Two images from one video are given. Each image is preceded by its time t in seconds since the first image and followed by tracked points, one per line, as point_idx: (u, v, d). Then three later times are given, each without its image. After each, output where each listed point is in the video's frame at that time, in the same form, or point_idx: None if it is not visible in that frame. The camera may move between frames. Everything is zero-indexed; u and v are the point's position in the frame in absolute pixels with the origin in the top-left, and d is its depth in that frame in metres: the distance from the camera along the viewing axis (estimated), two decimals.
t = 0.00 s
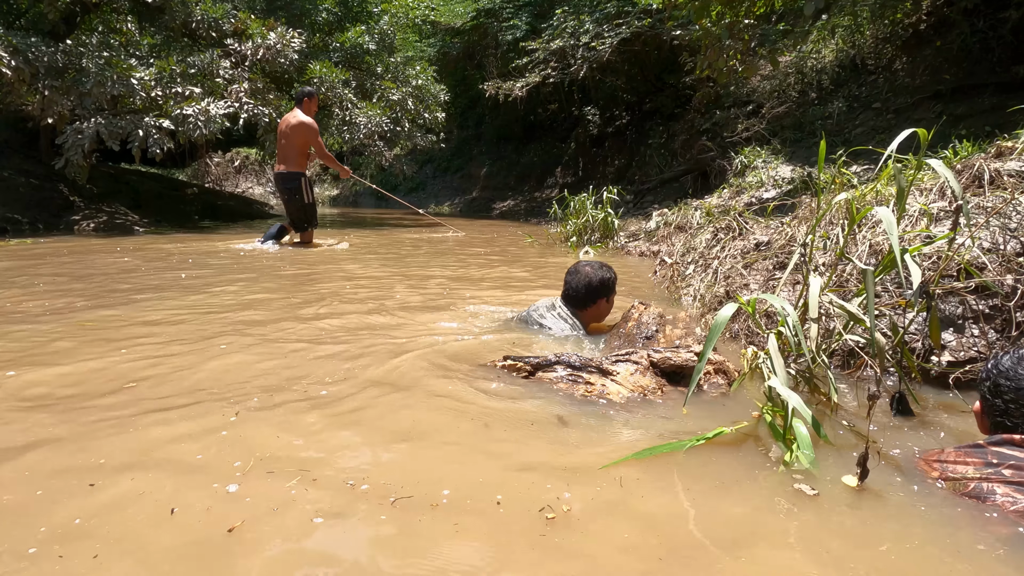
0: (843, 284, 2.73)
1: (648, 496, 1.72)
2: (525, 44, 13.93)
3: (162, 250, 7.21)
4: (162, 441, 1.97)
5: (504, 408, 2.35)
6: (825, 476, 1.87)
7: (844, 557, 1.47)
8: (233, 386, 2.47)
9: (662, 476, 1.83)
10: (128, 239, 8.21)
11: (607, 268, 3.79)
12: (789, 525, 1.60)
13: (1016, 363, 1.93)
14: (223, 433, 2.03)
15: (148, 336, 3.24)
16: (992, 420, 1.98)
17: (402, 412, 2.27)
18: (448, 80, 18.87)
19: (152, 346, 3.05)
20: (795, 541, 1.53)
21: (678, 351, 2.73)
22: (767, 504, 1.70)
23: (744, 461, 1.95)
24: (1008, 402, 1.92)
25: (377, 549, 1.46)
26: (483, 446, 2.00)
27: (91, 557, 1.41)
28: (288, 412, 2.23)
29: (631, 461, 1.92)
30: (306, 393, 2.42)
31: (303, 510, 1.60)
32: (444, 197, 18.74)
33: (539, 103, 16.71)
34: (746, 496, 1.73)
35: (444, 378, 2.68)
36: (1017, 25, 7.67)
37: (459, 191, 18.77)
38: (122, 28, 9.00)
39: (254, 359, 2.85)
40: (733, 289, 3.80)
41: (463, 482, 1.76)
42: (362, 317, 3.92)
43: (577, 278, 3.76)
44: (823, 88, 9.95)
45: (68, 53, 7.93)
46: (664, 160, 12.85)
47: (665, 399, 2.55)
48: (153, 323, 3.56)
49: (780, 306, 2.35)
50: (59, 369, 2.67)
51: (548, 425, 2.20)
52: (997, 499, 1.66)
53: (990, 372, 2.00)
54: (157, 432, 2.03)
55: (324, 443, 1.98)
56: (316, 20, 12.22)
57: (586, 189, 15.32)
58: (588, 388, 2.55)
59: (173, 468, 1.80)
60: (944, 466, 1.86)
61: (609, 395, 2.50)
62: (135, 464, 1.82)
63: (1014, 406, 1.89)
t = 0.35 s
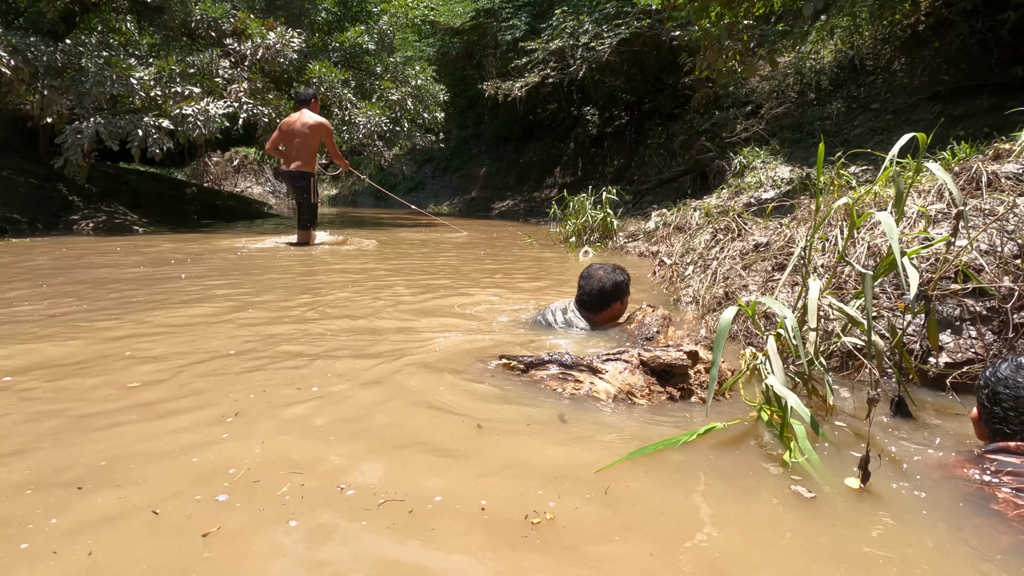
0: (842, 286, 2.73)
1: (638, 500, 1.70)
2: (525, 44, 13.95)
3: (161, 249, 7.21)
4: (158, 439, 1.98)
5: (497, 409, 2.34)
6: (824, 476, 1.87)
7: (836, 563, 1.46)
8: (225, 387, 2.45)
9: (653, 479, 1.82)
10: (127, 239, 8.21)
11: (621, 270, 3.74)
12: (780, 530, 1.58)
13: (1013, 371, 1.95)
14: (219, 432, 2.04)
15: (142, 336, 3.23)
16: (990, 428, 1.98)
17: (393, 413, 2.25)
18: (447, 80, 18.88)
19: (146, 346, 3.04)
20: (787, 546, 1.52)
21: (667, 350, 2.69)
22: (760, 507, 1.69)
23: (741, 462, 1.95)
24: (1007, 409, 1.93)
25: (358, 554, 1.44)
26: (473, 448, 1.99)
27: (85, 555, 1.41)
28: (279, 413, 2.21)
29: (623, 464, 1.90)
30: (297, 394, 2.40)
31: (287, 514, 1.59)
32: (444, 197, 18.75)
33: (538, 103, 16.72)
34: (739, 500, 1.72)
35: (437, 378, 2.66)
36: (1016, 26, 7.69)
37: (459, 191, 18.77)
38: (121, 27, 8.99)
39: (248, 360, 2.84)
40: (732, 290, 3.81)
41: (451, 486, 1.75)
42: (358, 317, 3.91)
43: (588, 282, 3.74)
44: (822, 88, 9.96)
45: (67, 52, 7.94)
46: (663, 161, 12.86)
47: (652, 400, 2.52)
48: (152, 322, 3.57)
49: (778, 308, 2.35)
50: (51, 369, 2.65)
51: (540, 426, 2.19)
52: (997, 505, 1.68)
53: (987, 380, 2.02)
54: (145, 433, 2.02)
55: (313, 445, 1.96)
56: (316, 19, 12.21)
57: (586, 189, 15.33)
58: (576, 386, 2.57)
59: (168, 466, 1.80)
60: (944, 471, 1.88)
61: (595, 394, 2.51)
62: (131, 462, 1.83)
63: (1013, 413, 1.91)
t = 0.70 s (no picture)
0: (833, 285, 2.75)
1: (619, 502, 1.69)
2: (522, 44, 13.97)
3: (156, 248, 7.21)
4: (146, 435, 1.99)
5: (485, 408, 2.34)
6: (813, 474, 1.89)
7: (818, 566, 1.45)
8: (212, 386, 2.44)
9: (637, 480, 1.81)
10: (122, 238, 8.20)
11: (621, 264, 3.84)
12: (760, 532, 1.57)
13: (1000, 369, 1.99)
14: (207, 428, 2.04)
15: (132, 335, 3.22)
16: (978, 424, 2.00)
17: (379, 411, 2.24)
18: (444, 80, 18.88)
19: (136, 345, 3.03)
20: (768, 548, 1.50)
21: (658, 348, 2.74)
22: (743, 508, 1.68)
23: (730, 460, 1.96)
24: (995, 407, 1.95)
25: (332, 554, 1.43)
26: (458, 449, 1.97)
27: (69, 549, 1.42)
28: (265, 411, 2.20)
29: (608, 465, 1.89)
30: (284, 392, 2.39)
31: (260, 514, 1.57)
32: (440, 196, 18.77)
33: (535, 103, 16.73)
34: (721, 501, 1.71)
35: (427, 377, 2.65)
36: (1010, 29, 7.73)
37: (455, 191, 18.77)
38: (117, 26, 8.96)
39: (238, 358, 2.83)
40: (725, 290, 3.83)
41: (432, 485, 1.74)
42: (351, 315, 3.91)
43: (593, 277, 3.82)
44: (817, 89, 9.99)
45: (61, 51, 7.91)
46: (659, 161, 12.89)
47: (643, 394, 2.56)
48: (145, 320, 3.58)
49: (769, 308, 2.37)
50: (40, 368, 2.65)
51: (526, 425, 2.19)
52: (987, 501, 1.69)
53: (975, 379, 2.04)
54: (129, 430, 2.02)
55: (296, 445, 1.95)
56: (312, 19, 12.19)
57: (582, 189, 15.34)
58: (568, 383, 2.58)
59: (155, 462, 1.81)
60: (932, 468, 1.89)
61: (586, 390, 2.53)
62: (119, 457, 1.83)
63: (1002, 411, 1.92)
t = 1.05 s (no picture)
0: (822, 284, 2.77)
1: (599, 505, 1.68)
2: (517, 44, 13.99)
3: (148, 247, 7.19)
4: (132, 434, 1.98)
5: (474, 407, 2.33)
6: (804, 474, 1.90)
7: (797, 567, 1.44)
8: (199, 385, 2.44)
9: (620, 482, 1.81)
10: (114, 236, 8.17)
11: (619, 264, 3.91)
12: (740, 535, 1.56)
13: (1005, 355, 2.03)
14: (194, 428, 2.04)
15: (122, 335, 3.20)
16: (980, 412, 2.03)
17: (367, 411, 2.24)
18: (440, 79, 18.86)
19: (125, 344, 3.02)
20: (745, 551, 1.50)
21: (652, 352, 2.72)
22: (724, 510, 1.68)
23: (718, 462, 1.96)
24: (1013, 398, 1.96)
25: (306, 557, 1.42)
26: (443, 450, 1.96)
27: (49, 550, 1.42)
28: (251, 411, 2.19)
29: (593, 467, 1.89)
30: (272, 392, 2.38)
31: (235, 517, 1.55)
32: (435, 196, 18.77)
33: (530, 102, 16.74)
34: (699, 503, 1.71)
35: (416, 376, 2.65)
36: (1000, 31, 7.79)
37: (450, 191, 18.77)
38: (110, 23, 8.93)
39: (227, 358, 2.82)
40: (717, 289, 3.85)
41: (414, 486, 1.73)
42: (342, 314, 3.92)
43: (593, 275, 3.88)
44: (811, 90, 10.05)
45: (53, 47, 7.87)
46: (654, 161, 12.92)
47: (634, 398, 2.56)
48: (136, 319, 3.57)
49: (759, 306, 2.38)
50: (28, 367, 2.64)
51: (513, 425, 2.18)
52: (990, 491, 1.73)
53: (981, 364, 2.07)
54: (116, 429, 2.02)
55: (279, 445, 1.94)
56: (307, 17, 12.15)
57: (577, 189, 15.37)
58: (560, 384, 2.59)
59: (140, 462, 1.81)
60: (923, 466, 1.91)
61: (578, 393, 2.54)
62: (104, 457, 1.83)
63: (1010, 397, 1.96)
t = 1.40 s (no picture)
0: (811, 282, 2.78)
1: (581, 504, 1.67)
2: (509, 42, 14.00)
3: (137, 245, 7.14)
4: (114, 434, 1.97)
5: (462, 407, 2.32)
6: (790, 471, 1.90)
7: (776, 565, 1.43)
8: (183, 385, 2.41)
9: (604, 481, 1.79)
10: (103, 234, 8.11)
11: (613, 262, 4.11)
12: (721, 534, 1.55)
13: None
14: (177, 427, 2.03)
15: (108, 333, 3.19)
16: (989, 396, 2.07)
17: (351, 411, 2.21)
18: (433, 78, 18.83)
19: (111, 343, 2.99)
20: (727, 551, 1.48)
21: (645, 349, 2.77)
22: (707, 508, 1.67)
23: (706, 460, 1.95)
24: None
25: (284, 557, 1.40)
26: (427, 451, 1.94)
27: (23, 551, 1.40)
28: (234, 412, 2.17)
29: (579, 466, 1.88)
30: (256, 391, 2.36)
31: (211, 521, 1.53)
32: (428, 194, 18.75)
33: (523, 101, 16.73)
34: (682, 501, 1.70)
35: (404, 376, 2.62)
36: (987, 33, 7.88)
37: (443, 189, 18.75)
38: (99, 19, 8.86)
39: (214, 357, 2.80)
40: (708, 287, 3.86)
41: (395, 487, 1.71)
42: (332, 313, 3.91)
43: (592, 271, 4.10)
44: (802, 90, 10.11)
45: (41, 43, 7.81)
46: (646, 160, 12.95)
47: (627, 394, 2.59)
48: (123, 317, 3.55)
49: (747, 303, 2.40)
50: (12, 366, 2.62)
51: (501, 425, 2.16)
52: (996, 478, 1.73)
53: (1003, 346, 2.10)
54: (97, 428, 2.00)
55: (260, 447, 1.91)
56: (298, 14, 12.09)
57: (569, 187, 15.39)
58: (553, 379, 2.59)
59: (121, 461, 1.80)
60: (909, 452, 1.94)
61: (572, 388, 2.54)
62: (84, 457, 1.82)
63: None
